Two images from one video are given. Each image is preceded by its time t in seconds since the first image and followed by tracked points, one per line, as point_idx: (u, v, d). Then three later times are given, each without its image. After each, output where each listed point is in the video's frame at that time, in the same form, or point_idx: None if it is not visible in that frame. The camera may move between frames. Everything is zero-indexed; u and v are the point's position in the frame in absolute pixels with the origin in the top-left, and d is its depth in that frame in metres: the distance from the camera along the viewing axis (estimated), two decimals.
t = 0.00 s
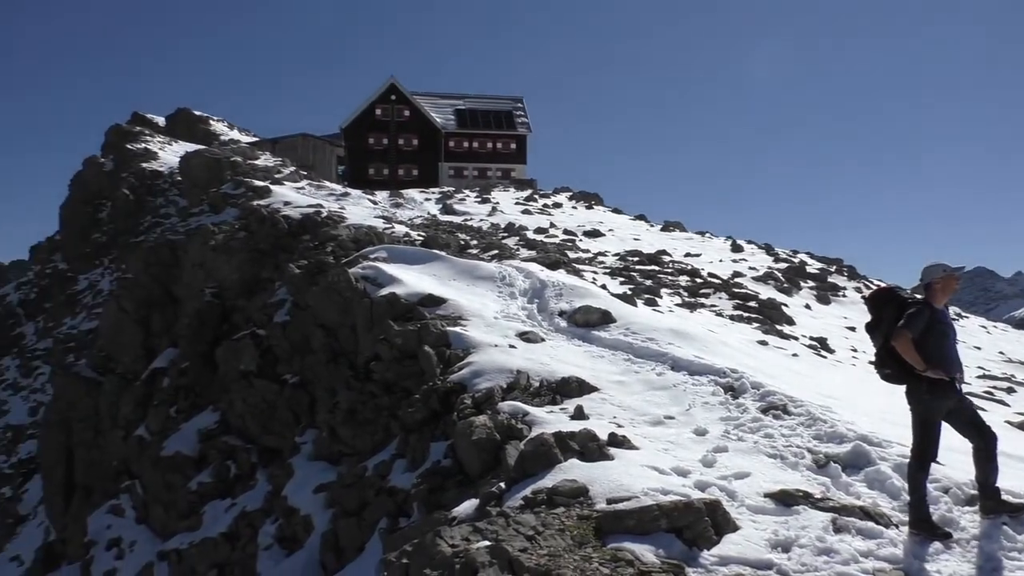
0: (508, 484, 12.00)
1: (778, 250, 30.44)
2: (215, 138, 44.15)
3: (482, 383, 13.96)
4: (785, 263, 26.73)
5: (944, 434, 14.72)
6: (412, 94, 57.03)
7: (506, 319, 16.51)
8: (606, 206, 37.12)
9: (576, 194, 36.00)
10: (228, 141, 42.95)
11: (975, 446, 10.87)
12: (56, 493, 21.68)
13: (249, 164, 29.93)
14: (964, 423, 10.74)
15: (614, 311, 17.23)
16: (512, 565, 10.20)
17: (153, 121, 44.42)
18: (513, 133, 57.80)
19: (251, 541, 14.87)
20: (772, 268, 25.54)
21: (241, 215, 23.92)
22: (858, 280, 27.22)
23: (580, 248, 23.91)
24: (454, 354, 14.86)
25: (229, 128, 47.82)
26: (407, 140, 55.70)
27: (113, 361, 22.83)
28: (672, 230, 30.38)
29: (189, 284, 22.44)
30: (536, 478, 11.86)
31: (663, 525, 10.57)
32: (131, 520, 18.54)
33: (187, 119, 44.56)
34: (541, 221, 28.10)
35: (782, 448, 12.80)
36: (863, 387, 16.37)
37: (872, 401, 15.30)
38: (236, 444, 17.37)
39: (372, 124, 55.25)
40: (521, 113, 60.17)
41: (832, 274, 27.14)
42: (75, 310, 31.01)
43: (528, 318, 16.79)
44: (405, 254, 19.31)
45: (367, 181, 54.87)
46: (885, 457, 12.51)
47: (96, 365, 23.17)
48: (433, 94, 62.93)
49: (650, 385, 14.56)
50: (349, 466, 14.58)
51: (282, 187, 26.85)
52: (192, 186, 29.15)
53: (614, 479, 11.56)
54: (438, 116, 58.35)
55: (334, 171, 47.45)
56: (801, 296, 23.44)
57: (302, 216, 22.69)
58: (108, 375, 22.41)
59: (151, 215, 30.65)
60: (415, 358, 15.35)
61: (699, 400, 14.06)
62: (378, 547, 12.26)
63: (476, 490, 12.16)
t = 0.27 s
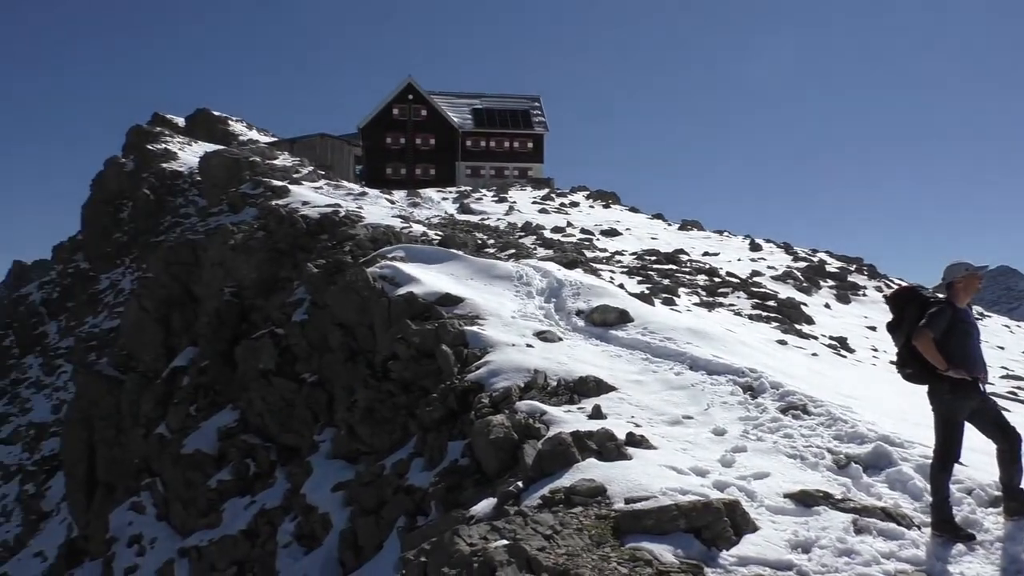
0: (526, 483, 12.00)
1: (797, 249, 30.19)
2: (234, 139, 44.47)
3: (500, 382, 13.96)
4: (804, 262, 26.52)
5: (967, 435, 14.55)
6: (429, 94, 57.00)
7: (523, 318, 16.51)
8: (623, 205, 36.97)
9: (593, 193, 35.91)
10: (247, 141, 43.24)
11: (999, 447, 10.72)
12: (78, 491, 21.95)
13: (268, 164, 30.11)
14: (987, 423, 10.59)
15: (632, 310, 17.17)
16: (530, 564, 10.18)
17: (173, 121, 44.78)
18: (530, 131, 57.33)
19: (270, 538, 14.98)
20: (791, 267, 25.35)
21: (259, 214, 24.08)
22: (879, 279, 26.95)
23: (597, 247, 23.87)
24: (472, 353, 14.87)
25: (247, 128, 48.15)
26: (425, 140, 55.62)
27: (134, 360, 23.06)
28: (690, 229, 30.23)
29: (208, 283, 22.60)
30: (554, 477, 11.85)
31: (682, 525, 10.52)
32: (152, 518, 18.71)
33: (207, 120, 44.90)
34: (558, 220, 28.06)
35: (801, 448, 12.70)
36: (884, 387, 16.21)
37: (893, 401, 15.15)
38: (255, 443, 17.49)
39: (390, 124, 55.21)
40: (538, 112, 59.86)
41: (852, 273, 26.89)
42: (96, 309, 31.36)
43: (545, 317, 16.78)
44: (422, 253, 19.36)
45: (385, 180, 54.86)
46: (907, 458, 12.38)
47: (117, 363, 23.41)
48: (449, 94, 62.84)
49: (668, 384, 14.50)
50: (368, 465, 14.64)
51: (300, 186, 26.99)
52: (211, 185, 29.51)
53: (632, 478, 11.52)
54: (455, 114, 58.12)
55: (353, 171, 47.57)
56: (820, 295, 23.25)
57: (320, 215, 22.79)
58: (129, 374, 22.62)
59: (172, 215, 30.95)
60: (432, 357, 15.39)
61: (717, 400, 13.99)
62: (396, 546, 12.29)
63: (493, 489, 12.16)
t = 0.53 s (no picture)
0: (545, 482, 11.98)
1: (818, 248, 29.91)
2: (254, 139, 44.76)
3: (518, 382, 13.96)
4: (825, 261, 26.30)
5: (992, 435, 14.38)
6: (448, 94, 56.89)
7: (542, 317, 16.49)
8: (642, 203, 36.80)
9: (611, 192, 35.79)
10: (266, 141, 43.54)
11: None
12: (101, 487, 22.21)
13: (288, 164, 30.29)
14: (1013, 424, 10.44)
15: (651, 309, 17.11)
16: (550, 564, 10.14)
17: (194, 122, 45.14)
18: (548, 130, 57.01)
19: (291, 536, 15.09)
20: (812, 266, 25.15)
21: (279, 214, 24.22)
22: (901, 278, 26.67)
23: (615, 246, 23.81)
24: (491, 352, 14.88)
25: (267, 128, 48.46)
26: (443, 139, 55.51)
27: (156, 359, 23.28)
28: (709, 228, 30.06)
29: (229, 282, 22.76)
30: (573, 476, 11.83)
31: (702, 526, 10.46)
32: (174, 515, 18.88)
33: (227, 120, 45.23)
34: (576, 219, 28.02)
35: (823, 448, 12.59)
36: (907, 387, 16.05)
37: (917, 401, 14.99)
38: (275, 441, 17.60)
39: (408, 123, 55.21)
40: (556, 112, 59.53)
41: (874, 271, 26.62)
42: (119, 308, 31.69)
43: (564, 317, 16.75)
44: (441, 252, 19.40)
45: (404, 180, 54.80)
46: (930, 459, 12.24)
47: (139, 362, 23.65)
48: (468, 92, 62.56)
49: (688, 384, 14.43)
50: (387, 463, 14.69)
51: (319, 186, 27.11)
52: (232, 185, 29.84)
53: (652, 478, 11.47)
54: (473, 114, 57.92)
55: (371, 171, 47.67)
56: (841, 294, 23.05)
57: (339, 215, 22.90)
58: (151, 372, 22.84)
59: (192, 215, 31.23)
60: (451, 356, 15.42)
61: (737, 399, 13.91)
62: (416, 544, 12.32)
63: (512, 488, 12.15)
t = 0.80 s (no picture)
0: (565, 483, 11.96)
1: (840, 248, 29.63)
2: (275, 141, 45.07)
3: (538, 382, 13.94)
4: (847, 260, 26.07)
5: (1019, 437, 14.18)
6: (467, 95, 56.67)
7: (562, 318, 16.47)
8: (662, 203, 36.65)
9: (631, 192, 35.66)
10: (286, 142, 43.86)
11: None
12: (125, 486, 22.48)
13: (308, 165, 30.49)
14: None
15: (671, 310, 17.04)
16: (571, 566, 10.10)
17: (216, 124, 45.59)
18: (567, 130, 56.71)
19: (312, 535, 15.18)
20: (834, 265, 24.94)
21: (300, 215, 24.38)
22: (925, 278, 26.38)
23: (635, 246, 23.74)
24: (510, 353, 14.88)
25: (287, 130, 48.80)
26: (462, 139, 55.06)
27: (179, 359, 23.51)
28: (730, 227, 29.89)
29: (251, 283, 22.93)
30: (594, 477, 11.79)
31: (724, 527, 10.39)
32: (196, 514, 19.06)
33: (249, 122, 45.63)
34: (595, 219, 27.98)
35: (846, 450, 12.48)
36: (932, 388, 15.87)
37: (941, 402, 14.82)
38: (296, 441, 17.71)
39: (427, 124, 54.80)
40: (575, 112, 59.14)
41: (897, 271, 26.35)
42: (142, 309, 32.03)
43: (584, 317, 16.72)
44: (461, 253, 19.43)
45: (423, 180, 54.27)
46: (956, 461, 12.08)
47: (162, 362, 23.89)
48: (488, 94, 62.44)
49: (709, 385, 14.36)
50: (407, 464, 14.74)
51: (339, 187, 27.25)
52: (253, 186, 30.17)
53: (673, 479, 11.42)
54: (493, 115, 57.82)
55: (391, 172, 47.78)
56: (864, 294, 22.83)
57: (359, 216, 23.01)
58: (174, 372, 23.06)
59: (215, 216, 31.55)
60: (471, 357, 15.45)
61: (759, 400, 13.82)
62: (437, 545, 12.34)
63: (533, 489, 12.14)
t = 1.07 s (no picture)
0: (583, 484, 11.93)
1: (860, 248, 29.36)
2: (293, 142, 45.31)
3: (556, 383, 13.93)
4: (868, 260, 25.84)
5: None
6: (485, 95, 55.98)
7: (579, 318, 16.45)
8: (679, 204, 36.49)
9: (648, 192, 35.53)
10: (304, 144, 44.17)
11: None
12: (146, 485, 22.71)
13: (326, 166, 30.67)
14: None
15: (690, 310, 16.98)
16: (589, 567, 10.04)
17: (236, 126, 46.00)
18: (584, 130, 56.20)
19: (331, 535, 15.24)
20: (854, 265, 24.74)
21: (318, 216, 24.53)
22: (947, 277, 26.10)
23: (653, 246, 23.65)
24: (528, 353, 14.88)
25: (305, 131, 49.12)
26: (479, 140, 54.56)
27: (199, 359, 23.71)
28: (748, 227, 29.74)
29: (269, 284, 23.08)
30: (612, 478, 11.75)
31: (743, 529, 10.32)
32: (216, 513, 19.21)
33: (268, 124, 45.99)
34: (613, 219, 27.94)
35: (867, 452, 12.36)
36: (954, 389, 15.70)
37: (964, 403, 14.66)
38: (315, 441, 17.81)
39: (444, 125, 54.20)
40: (592, 112, 58.58)
41: (919, 271, 26.08)
42: (162, 309, 32.32)
43: (602, 317, 16.69)
44: (479, 253, 19.46)
45: (440, 182, 53.96)
46: (979, 463, 11.93)
47: (182, 362, 24.10)
48: (505, 96, 61.86)
49: (727, 385, 14.29)
50: (425, 464, 14.78)
51: (357, 188, 27.35)
52: (271, 188, 30.37)
53: (692, 481, 11.36)
54: (510, 116, 57.46)
55: (408, 173, 47.85)
56: (885, 294, 22.62)
57: (377, 216, 23.12)
58: (194, 372, 23.25)
59: (235, 218, 31.91)
60: (489, 357, 15.46)
61: (778, 401, 13.73)
62: (455, 545, 12.35)
63: (551, 489, 12.13)
